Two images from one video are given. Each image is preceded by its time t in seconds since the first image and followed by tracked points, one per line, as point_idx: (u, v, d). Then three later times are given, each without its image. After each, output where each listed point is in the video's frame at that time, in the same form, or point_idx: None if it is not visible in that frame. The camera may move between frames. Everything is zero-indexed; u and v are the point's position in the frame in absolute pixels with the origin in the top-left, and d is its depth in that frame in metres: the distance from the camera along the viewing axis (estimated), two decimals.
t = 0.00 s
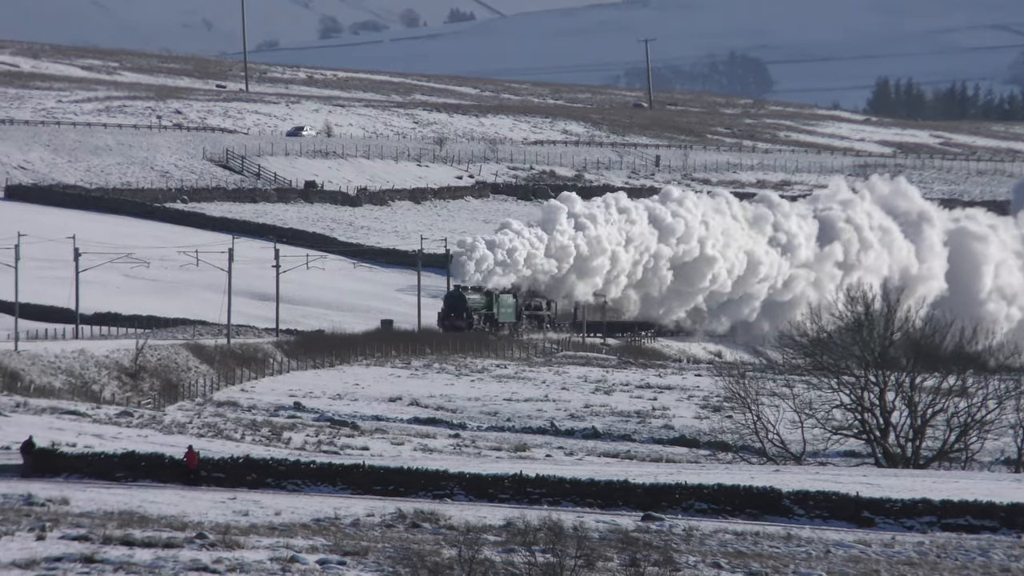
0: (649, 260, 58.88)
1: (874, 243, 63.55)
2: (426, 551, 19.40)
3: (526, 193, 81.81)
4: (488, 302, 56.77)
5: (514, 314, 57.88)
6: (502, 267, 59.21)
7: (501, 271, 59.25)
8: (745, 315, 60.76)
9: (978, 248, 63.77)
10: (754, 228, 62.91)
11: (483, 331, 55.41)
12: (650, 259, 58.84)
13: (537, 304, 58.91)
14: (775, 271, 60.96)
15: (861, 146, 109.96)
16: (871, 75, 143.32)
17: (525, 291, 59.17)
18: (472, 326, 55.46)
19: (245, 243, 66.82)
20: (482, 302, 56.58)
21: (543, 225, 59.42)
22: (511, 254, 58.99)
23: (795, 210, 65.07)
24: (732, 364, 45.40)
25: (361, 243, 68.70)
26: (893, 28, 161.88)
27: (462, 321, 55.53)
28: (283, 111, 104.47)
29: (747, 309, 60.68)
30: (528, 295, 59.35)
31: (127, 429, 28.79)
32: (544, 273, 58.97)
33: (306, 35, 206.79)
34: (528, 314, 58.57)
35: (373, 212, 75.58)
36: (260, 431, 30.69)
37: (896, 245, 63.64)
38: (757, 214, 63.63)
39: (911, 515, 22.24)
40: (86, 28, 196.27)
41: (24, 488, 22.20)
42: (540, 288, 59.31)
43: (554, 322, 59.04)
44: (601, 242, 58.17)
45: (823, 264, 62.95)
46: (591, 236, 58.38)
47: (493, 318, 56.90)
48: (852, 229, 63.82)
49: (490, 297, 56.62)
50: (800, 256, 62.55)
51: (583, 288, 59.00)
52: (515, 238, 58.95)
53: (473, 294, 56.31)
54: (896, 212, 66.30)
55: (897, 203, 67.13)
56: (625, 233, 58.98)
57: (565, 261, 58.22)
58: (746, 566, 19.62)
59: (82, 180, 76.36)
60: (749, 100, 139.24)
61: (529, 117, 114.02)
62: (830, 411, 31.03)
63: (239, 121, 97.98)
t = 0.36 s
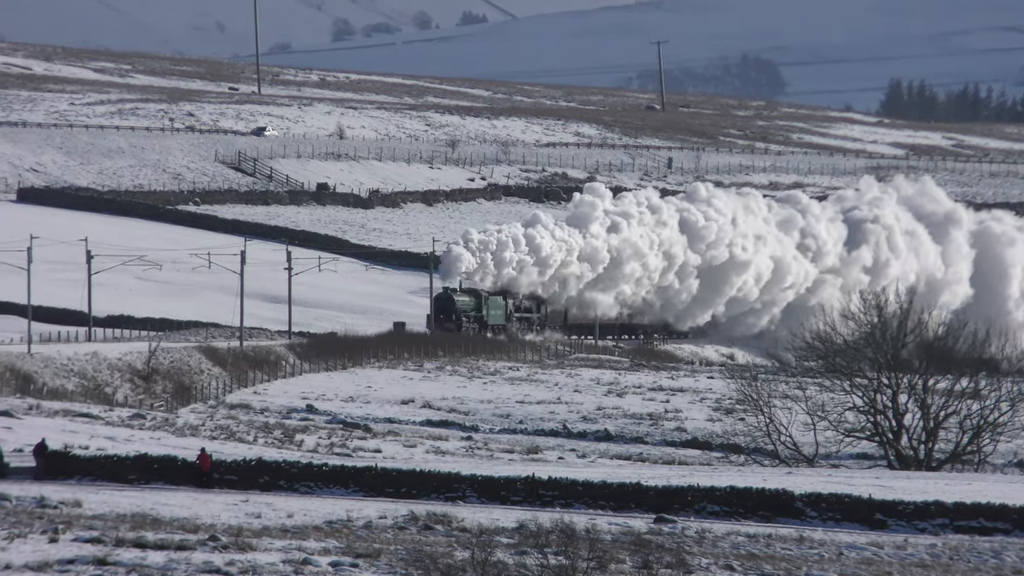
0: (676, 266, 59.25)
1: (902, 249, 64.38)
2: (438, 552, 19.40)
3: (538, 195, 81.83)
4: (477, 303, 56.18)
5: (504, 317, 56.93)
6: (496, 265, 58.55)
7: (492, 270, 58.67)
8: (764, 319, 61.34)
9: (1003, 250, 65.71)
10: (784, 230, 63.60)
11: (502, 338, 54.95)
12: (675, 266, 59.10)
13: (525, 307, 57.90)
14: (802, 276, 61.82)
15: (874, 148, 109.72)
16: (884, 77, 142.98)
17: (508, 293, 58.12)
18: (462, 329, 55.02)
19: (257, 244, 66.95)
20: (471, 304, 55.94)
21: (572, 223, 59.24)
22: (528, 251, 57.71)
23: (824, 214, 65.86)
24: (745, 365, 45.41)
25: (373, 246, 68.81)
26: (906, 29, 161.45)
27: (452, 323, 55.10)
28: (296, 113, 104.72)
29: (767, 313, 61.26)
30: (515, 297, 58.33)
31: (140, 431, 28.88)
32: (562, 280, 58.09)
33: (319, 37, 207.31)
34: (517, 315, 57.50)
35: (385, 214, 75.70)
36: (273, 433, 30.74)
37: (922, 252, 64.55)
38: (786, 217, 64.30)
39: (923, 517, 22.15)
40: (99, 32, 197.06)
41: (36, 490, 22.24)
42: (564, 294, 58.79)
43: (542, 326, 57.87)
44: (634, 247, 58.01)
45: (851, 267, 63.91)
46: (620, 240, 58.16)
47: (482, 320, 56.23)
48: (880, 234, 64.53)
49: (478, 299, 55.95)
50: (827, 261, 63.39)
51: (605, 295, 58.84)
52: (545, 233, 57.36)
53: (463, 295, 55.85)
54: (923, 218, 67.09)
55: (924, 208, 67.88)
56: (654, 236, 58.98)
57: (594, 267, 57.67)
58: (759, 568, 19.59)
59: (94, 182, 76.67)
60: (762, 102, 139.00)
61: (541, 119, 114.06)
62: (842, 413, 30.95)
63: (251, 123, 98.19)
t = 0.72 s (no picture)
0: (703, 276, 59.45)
1: (928, 256, 64.58)
2: (450, 557, 19.37)
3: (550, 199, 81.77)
4: (465, 308, 55.38)
5: (493, 321, 55.67)
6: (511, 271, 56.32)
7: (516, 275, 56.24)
8: (783, 328, 61.61)
9: None
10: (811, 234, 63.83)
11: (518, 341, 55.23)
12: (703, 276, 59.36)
13: (514, 311, 56.86)
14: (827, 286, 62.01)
15: (885, 152, 109.39)
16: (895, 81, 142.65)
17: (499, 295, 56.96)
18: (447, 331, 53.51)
19: (269, 249, 67.03)
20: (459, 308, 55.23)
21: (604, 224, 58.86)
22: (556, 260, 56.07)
23: (851, 219, 65.88)
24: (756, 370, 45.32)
25: (385, 250, 68.85)
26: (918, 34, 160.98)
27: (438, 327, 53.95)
28: (307, 118, 104.87)
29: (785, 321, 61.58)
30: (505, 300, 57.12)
31: (152, 436, 28.87)
32: (588, 291, 57.14)
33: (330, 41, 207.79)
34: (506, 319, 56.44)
35: (397, 218, 75.67)
36: (284, 437, 30.75)
37: (948, 259, 64.73)
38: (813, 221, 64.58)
39: (935, 522, 22.06)
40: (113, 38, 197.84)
41: (48, 494, 22.28)
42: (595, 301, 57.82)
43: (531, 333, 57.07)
44: (663, 256, 58.34)
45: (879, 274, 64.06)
46: (653, 247, 58.25)
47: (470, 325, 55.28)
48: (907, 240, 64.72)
49: (464, 303, 55.22)
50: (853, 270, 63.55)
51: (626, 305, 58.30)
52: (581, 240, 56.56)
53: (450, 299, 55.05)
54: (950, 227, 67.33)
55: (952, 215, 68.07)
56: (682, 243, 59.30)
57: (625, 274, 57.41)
58: (771, 573, 19.53)
59: (106, 186, 76.87)
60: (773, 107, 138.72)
61: (553, 123, 114.01)
62: (854, 417, 30.84)
63: (262, 127, 98.33)
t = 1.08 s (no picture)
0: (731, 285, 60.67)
1: (955, 263, 65.34)
2: (462, 560, 19.35)
3: (562, 203, 81.71)
4: (454, 310, 53.47)
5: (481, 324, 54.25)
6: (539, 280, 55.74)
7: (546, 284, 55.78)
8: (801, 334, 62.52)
9: None
10: (839, 239, 64.80)
11: (533, 345, 55.35)
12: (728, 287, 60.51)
13: (503, 314, 55.38)
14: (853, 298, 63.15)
15: (898, 156, 109.11)
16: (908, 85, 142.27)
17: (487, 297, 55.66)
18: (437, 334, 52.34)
19: (281, 252, 67.12)
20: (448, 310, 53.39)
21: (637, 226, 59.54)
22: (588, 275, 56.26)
23: (880, 224, 66.47)
24: (769, 373, 45.31)
25: (398, 253, 68.88)
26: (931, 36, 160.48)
27: (427, 330, 52.57)
28: (320, 121, 105.00)
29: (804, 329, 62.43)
30: (494, 302, 55.59)
31: (164, 439, 28.92)
32: (618, 298, 57.57)
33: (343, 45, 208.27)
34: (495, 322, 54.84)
35: (409, 222, 75.60)
36: (297, 441, 30.76)
37: (975, 266, 65.65)
38: (840, 227, 65.58)
39: (948, 525, 22.03)
40: (126, 43, 198.80)
41: (61, 498, 22.30)
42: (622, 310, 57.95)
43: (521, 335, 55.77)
44: (692, 266, 59.38)
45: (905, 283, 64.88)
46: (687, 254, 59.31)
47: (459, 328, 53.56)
48: (936, 247, 65.33)
49: (454, 306, 53.42)
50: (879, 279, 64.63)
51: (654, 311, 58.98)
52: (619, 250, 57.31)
53: (439, 301, 53.32)
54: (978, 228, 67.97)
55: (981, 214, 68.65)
56: (711, 248, 60.41)
57: (657, 283, 58.25)
58: None
59: (119, 190, 77.09)
60: (786, 110, 138.48)
61: (565, 126, 113.95)
62: (866, 421, 30.74)
63: (275, 131, 98.54)
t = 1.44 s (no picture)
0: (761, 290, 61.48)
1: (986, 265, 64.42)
2: (478, 561, 19.35)
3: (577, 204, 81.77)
4: (445, 312, 52.40)
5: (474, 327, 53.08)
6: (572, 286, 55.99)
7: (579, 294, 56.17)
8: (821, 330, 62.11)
9: None
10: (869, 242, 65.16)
11: (548, 346, 55.47)
12: (760, 294, 61.32)
13: (495, 315, 54.05)
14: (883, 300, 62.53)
15: (915, 157, 108.77)
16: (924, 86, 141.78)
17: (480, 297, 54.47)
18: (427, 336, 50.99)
19: (297, 254, 67.28)
20: (440, 312, 52.26)
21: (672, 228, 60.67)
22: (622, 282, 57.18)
23: (910, 227, 66.43)
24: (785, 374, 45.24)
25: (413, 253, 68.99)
26: (948, 36, 159.86)
27: (417, 331, 51.27)
28: (336, 123, 105.31)
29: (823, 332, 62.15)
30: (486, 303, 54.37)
31: (180, 440, 28.96)
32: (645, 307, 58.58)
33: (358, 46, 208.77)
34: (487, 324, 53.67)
35: (425, 223, 75.64)
36: (312, 441, 30.84)
37: (1005, 268, 64.71)
38: (872, 230, 65.97)
39: (964, 527, 22.00)
40: (142, 45, 199.56)
41: (78, 499, 22.37)
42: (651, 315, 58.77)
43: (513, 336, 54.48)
44: (723, 273, 60.57)
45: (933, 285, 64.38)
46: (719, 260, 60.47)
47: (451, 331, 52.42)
48: (968, 250, 64.99)
49: (447, 308, 52.29)
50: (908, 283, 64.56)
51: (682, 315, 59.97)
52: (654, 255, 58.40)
53: (431, 302, 52.15)
54: (1015, 229, 66.78)
55: (1015, 212, 67.66)
56: (742, 251, 61.51)
57: (688, 289, 59.46)
58: None
59: (135, 191, 77.44)
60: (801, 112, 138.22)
61: (581, 127, 114.00)
62: (882, 422, 30.62)
63: (291, 132, 98.71)
